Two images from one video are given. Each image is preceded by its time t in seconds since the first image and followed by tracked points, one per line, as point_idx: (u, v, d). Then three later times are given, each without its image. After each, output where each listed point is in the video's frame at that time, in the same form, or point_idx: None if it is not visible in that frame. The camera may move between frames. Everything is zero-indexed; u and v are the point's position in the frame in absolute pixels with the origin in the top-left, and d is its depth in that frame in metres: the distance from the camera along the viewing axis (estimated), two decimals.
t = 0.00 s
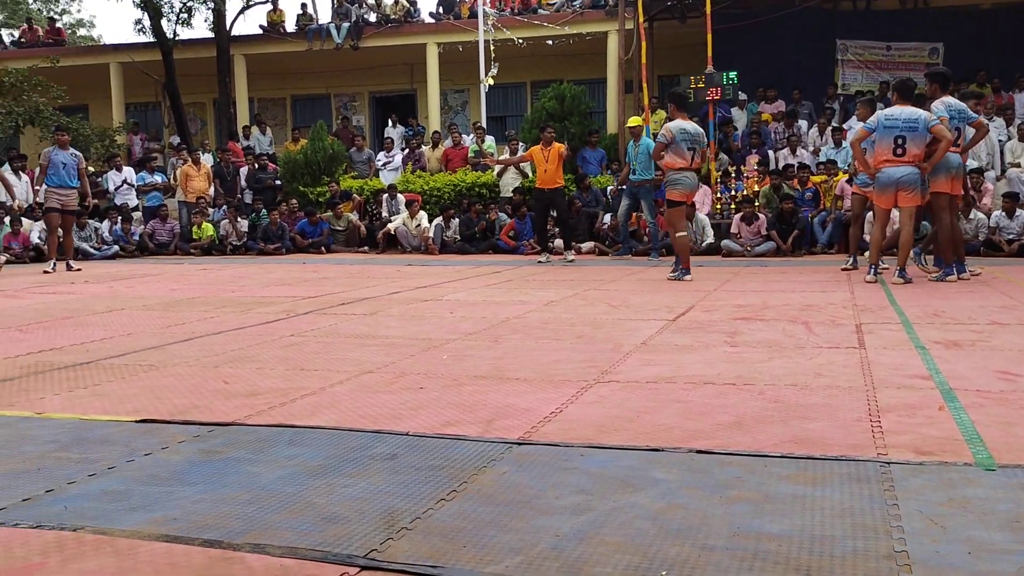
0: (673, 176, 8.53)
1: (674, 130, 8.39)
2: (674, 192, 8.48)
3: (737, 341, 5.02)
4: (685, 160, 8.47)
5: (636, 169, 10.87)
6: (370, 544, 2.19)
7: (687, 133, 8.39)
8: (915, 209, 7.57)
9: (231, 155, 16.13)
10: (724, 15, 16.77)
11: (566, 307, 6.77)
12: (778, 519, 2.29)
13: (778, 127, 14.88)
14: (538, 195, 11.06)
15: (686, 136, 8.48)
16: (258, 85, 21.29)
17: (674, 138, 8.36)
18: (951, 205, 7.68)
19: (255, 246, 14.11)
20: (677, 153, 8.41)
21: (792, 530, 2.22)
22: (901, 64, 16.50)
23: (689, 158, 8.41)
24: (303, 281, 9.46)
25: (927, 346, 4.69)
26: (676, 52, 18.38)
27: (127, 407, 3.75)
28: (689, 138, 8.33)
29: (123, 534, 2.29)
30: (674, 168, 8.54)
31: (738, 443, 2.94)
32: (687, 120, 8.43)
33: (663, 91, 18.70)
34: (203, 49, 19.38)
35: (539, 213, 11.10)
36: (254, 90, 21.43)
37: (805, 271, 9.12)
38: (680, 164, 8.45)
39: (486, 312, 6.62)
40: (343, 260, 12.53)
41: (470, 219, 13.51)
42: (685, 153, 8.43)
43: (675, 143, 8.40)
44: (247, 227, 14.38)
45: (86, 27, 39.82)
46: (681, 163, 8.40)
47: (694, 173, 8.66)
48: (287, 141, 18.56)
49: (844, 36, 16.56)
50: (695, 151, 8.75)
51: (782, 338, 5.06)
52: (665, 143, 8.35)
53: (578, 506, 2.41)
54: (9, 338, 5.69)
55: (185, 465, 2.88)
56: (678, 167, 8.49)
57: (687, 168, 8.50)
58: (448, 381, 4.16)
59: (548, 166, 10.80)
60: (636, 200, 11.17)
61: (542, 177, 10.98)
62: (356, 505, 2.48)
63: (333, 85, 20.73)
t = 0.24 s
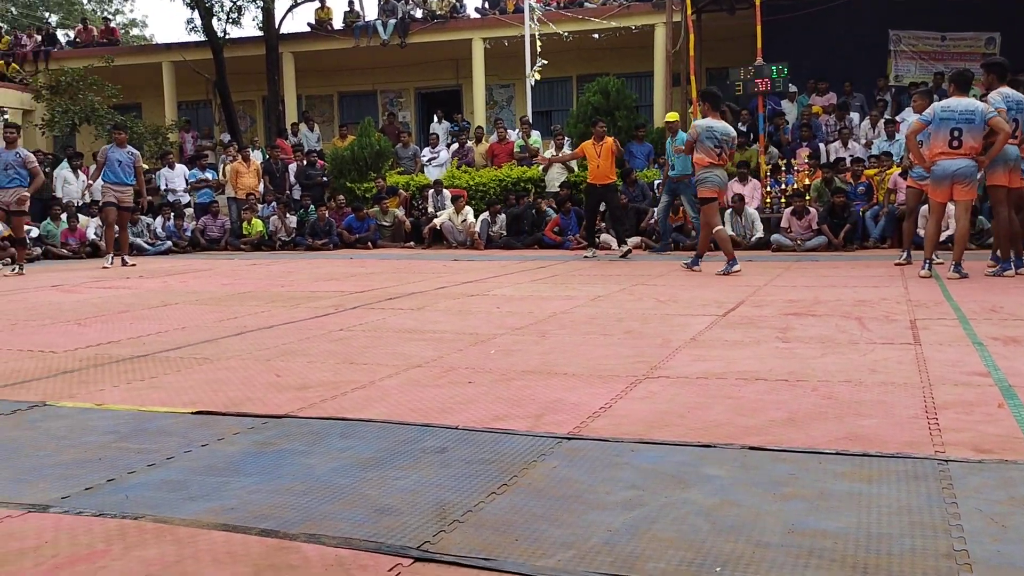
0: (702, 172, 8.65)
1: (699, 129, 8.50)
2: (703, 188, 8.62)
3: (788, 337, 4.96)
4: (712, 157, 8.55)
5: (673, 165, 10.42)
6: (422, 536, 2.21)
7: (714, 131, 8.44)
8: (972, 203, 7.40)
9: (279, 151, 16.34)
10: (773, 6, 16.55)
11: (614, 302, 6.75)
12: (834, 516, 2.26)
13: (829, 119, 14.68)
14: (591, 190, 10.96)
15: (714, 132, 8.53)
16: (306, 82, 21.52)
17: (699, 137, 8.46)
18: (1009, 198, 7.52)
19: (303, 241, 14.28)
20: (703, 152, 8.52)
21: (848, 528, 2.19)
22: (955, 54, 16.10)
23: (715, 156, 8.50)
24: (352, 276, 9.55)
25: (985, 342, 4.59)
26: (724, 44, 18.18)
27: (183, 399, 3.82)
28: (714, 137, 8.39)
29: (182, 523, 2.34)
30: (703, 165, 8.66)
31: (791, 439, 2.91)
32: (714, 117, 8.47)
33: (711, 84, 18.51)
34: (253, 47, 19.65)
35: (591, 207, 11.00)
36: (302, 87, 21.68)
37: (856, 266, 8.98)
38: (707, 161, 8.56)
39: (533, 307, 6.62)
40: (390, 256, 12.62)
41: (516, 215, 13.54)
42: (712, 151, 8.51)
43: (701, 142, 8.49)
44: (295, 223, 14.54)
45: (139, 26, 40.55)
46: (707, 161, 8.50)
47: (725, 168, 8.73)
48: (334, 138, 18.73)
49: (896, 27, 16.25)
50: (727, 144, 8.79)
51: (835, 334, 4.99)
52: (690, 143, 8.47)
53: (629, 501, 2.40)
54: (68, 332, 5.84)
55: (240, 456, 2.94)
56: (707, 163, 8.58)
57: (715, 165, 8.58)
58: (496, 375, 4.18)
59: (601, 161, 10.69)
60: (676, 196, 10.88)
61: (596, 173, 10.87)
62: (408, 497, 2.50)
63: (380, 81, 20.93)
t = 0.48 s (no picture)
0: (730, 164, 8.69)
1: (731, 119, 8.57)
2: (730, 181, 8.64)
3: (838, 332, 4.90)
4: (741, 148, 8.59)
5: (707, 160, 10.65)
6: (471, 529, 2.23)
7: (744, 122, 8.51)
8: None
9: (323, 148, 16.49)
10: None
11: (658, 297, 6.72)
12: (887, 514, 2.23)
13: (876, 112, 14.43)
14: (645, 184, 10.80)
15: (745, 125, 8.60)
16: (349, 79, 21.71)
17: (729, 127, 8.53)
18: None
19: (346, 237, 14.40)
20: (731, 142, 8.57)
21: (903, 525, 2.16)
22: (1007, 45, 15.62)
23: (744, 146, 8.52)
24: (395, 272, 9.63)
25: None
26: (769, 37, 17.97)
27: (233, 392, 3.89)
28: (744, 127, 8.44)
29: (236, 513, 2.38)
30: (732, 157, 8.70)
31: (842, 437, 2.88)
32: (745, 109, 8.55)
33: (756, 76, 18.31)
34: (297, 45, 19.87)
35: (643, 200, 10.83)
36: (345, 84, 21.88)
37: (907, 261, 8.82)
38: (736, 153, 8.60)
39: (577, 302, 6.62)
40: (432, 251, 12.70)
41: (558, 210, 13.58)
42: (740, 143, 8.55)
43: (730, 132, 8.56)
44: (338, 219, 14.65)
45: (185, 24, 41.19)
46: (735, 151, 8.54)
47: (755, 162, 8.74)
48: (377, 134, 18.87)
49: (947, 17, 15.96)
50: (758, 138, 8.84)
51: (886, 330, 4.91)
52: (719, 131, 8.55)
53: (678, 497, 2.39)
54: (120, 326, 5.97)
55: (290, 449, 2.98)
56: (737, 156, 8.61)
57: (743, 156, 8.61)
58: (542, 370, 4.19)
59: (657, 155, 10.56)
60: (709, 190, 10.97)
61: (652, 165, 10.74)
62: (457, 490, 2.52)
63: (422, 77, 21.01)
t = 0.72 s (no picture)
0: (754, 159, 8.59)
1: (757, 114, 8.39)
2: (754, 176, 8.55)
3: (882, 328, 4.83)
4: (767, 144, 8.47)
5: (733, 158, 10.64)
6: (513, 524, 2.23)
7: (770, 118, 8.36)
8: None
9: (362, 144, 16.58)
10: None
11: (698, 293, 6.66)
12: (936, 512, 2.19)
13: (920, 105, 14.19)
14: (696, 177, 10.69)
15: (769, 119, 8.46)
16: (387, 76, 21.80)
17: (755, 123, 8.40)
18: None
19: (384, 233, 14.46)
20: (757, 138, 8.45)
21: (951, 524, 2.12)
22: None
23: (770, 143, 8.41)
24: (434, 267, 9.66)
25: None
26: (811, 28, 17.72)
27: (276, 386, 3.93)
28: (771, 124, 8.31)
29: (280, 505, 2.41)
30: (757, 152, 8.60)
31: (888, 434, 2.84)
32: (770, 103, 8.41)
33: (797, 69, 18.08)
34: (335, 42, 20.01)
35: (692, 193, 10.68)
36: (383, 80, 21.98)
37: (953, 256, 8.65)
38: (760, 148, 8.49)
39: (616, 298, 6.59)
40: (470, 247, 12.73)
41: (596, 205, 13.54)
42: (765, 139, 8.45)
43: (756, 127, 8.42)
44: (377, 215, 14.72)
45: (227, 23, 41.68)
46: (762, 147, 8.42)
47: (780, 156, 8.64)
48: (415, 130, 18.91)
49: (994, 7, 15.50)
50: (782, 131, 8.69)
51: (931, 326, 4.83)
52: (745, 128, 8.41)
53: (720, 494, 2.37)
54: (164, 321, 6.06)
55: (331, 442, 3.01)
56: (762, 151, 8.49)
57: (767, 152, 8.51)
58: (581, 366, 4.18)
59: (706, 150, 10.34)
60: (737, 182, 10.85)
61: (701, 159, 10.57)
62: (498, 485, 2.53)
63: (459, 73, 21.03)
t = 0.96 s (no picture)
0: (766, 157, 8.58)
1: (766, 113, 8.37)
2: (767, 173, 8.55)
3: (919, 325, 4.75)
4: (778, 142, 8.44)
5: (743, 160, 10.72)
6: (547, 520, 2.23)
7: (778, 116, 8.33)
8: None
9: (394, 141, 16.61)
10: None
11: (731, 289, 6.61)
12: (977, 512, 2.16)
13: (959, 98, 13.95)
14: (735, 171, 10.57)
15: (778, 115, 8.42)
16: (418, 72, 21.83)
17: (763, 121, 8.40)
18: None
19: (416, 230, 14.49)
20: (768, 136, 8.44)
21: (992, 524, 2.09)
22: None
23: (780, 141, 8.38)
24: (465, 263, 9.67)
25: None
26: (847, 22, 17.51)
27: (310, 382, 3.95)
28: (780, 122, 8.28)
29: (315, 500, 2.42)
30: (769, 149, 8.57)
31: (927, 432, 2.79)
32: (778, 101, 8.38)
33: (833, 63, 17.85)
34: (367, 40, 20.10)
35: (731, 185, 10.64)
36: (414, 77, 22.02)
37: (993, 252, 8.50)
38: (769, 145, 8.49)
39: (648, 294, 6.55)
40: (501, 243, 12.72)
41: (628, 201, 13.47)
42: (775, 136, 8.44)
43: (766, 126, 8.39)
44: (409, 212, 14.75)
45: (260, 22, 42.01)
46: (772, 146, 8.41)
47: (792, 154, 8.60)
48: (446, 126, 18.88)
49: None
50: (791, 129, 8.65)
51: (970, 323, 4.75)
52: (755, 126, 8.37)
53: (756, 492, 2.35)
54: (199, 317, 6.12)
55: (365, 438, 3.02)
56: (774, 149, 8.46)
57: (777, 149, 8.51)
58: (613, 363, 4.16)
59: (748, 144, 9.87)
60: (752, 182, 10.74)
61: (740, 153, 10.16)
62: (531, 481, 2.52)
63: (491, 69, 21.01)
